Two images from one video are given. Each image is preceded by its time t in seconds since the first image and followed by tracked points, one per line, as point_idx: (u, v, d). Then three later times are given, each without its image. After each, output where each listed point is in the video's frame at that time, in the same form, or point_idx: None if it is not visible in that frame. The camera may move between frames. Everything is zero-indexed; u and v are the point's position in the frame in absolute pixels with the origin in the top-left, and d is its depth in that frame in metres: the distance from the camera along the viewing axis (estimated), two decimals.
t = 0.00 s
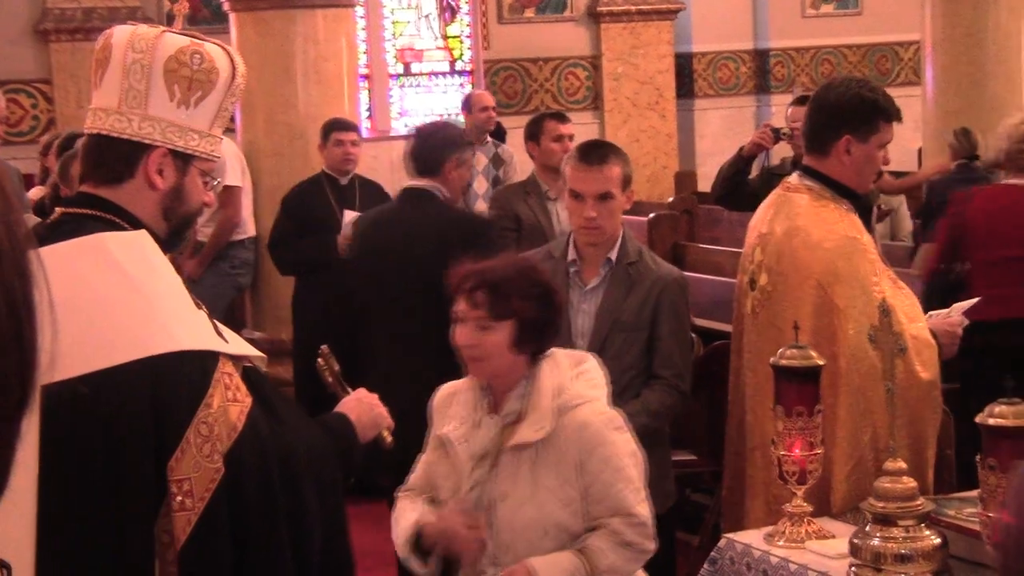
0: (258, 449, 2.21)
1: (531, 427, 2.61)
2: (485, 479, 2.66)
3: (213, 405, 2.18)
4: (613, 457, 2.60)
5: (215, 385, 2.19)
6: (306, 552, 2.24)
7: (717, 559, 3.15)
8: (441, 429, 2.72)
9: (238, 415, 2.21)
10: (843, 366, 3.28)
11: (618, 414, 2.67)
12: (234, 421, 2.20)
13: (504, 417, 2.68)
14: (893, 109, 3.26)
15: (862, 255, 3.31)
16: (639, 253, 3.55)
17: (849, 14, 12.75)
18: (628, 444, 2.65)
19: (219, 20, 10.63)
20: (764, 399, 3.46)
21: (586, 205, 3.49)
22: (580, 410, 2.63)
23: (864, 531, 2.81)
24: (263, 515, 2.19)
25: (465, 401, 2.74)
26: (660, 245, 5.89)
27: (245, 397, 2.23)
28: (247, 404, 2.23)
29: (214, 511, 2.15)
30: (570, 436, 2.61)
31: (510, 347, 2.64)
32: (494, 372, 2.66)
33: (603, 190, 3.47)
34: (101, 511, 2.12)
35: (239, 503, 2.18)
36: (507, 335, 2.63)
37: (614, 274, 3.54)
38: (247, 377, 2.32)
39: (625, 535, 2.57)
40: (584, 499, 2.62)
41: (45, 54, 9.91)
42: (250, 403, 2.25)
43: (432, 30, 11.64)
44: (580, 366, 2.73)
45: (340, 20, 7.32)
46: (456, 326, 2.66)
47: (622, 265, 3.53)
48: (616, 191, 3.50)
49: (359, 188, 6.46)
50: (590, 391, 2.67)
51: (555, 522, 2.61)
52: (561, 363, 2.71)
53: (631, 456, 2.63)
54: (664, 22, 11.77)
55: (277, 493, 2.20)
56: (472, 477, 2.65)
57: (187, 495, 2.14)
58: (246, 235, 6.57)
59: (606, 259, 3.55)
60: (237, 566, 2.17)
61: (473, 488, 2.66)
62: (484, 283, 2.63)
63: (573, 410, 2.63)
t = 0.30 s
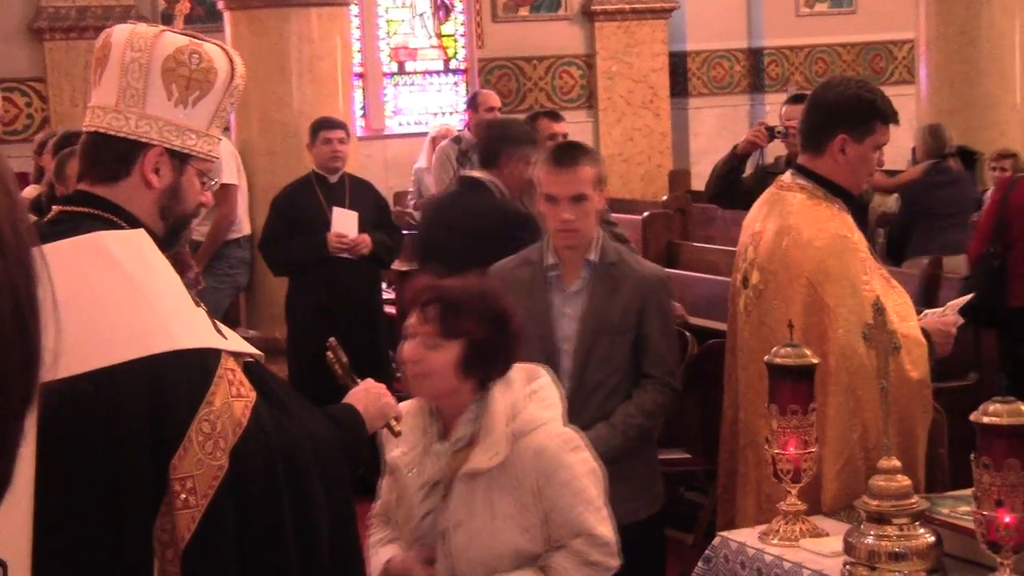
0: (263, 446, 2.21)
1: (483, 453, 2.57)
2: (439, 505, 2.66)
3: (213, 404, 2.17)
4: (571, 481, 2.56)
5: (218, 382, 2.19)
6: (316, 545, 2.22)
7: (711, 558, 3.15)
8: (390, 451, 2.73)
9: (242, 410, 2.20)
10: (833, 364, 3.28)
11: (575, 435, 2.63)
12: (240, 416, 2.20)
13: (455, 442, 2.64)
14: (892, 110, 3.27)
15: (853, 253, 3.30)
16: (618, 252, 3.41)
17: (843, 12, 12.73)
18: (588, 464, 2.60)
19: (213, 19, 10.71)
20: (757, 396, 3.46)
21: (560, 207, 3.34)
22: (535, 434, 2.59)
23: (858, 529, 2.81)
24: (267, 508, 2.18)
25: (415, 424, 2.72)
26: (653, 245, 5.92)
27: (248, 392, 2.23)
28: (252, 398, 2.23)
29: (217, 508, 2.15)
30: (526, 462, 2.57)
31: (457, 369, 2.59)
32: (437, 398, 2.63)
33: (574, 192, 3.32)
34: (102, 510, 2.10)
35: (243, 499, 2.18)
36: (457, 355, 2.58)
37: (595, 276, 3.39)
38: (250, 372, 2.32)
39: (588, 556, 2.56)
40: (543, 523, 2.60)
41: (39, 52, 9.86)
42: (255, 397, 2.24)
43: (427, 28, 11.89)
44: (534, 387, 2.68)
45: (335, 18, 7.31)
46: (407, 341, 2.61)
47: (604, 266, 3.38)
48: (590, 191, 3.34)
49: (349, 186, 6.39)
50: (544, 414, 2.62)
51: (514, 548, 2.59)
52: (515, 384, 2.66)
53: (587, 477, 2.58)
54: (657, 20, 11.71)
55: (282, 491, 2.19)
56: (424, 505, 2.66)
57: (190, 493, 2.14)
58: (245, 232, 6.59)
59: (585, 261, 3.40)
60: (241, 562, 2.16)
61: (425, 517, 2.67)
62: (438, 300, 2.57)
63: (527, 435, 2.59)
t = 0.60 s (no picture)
0: (256, 444, 2.21)
1: (448, 469, 2.61)
2: (407, 519, 2.70)
3: (204, 403, 2.17)
4: (540, 493, 2.63)
5: (208, 380, 2.19)
6: (309, 542, 2.22)
7: (700, 554, 3.15)
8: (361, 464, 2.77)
9: (232, 409, 2.20)
10: (820, 362, 3.28)
11: (545, 447, 2.69)
12: (229, 415, 2.20)
13: (422, 457, 2.69)
14: (882, 108, 3.28)
15: (839, 251, 3.31)
16: (576, 250, 3.40)
17: (831, 11, 12.74)
18: (556, 477, 2.68)
19: (201, 17, 10.80)
20: (746, 394, 3.46)
21: (512, 207, 3.32)
22: (504, 448, 2.65)
23: (847, 526, 2.81)
24: (260, 503, 2.18)
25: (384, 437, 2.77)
26: (642, 244, 5.93)
27: (238, 392, 2.23)
28: (242, 397, 2.23)
29: (208, 507, 2.16)
30: (494, 475, 2.63)
31: (420, 382, 2.65)
32: (407, 409, 2.67)
33: (526, 189, 3.31)
34: (100, 510, 2.11)
35: (235, 496, 2.18)
36: (419, 370, 2.65)
37: (554, 276, 3.38)
38: (241, 371, 2.31)
39: (559, 567, 2.62)
40: (514, 536, 2.64)
41: (27, 52, 9.82)
42: (244, 396, 2.24)
43: (416, 28, 11.89)
44: (502, 398, 2.77)
45: (323, 18, 7.31)
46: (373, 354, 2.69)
47: (562, 265, 3.37)
48: (540, 188, 3.33)
49: (337, 184, 6.39)
50: (512, 427, 2.68)
51: (484, 562, 2.63)
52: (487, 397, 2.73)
53: (557, 489, 2.65)
54: (646, 19, 11.77)
55: (276, 490, 2.19)
56: (393, 519, 2.70)
57: (180, 492, 2.14)
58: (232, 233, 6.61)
59: (544, 262, 3.39)
60: (234, 557, 2.17)
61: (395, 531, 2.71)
62: (403, 311, 2.66)
63: (495, 450, 2.65)
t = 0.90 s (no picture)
0: (226, 444, 2.20)
1: (421, 471, 2.63)
2: (383, 518, 2.72)
3: (173, 402, 2.17)
4: (514, 498, 2.64)
5: (176, 380, 2.19)
6: (281, 544, 2.23)
7: (674, 553, 3.16)
8: (339, 463, 2.80)
9: (201, 409, 2.20)
10: (793, 360, 3.30)
11: (521, 452, 2.70)
12: (197, 415, 2.20)
13: (397, 457, 2.70)
14: (858, 106, 3.28)
15: (815, 249, 3.32)
16: (542, 250, 3.41)
17: (807, 10, 12.79)
18: (532, 481, 2.69)
19: (177, 13, 11.02)
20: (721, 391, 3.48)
21: (478, 205, 3.31)
22: (478, 451, 2.66)
23: (820, 525, 2.83)
24: (227, 503, 2.18)
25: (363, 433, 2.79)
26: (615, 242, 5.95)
27: (207, 391, 2.23)
28: (211, 397, 2.23)
29: (175, 503, 2.16)
30: (468, 479, 2.64)
31: (397, 383, 2.64)
32: (381, 408, 2.66)
33: (492, 187, 3.30)
34: (84, 504, 2.09)
35: (201, 494, 2.18)
36: (395, 370, 2.63)
37: (521, 276, 3.38)
38: (211, 368, 2.31)
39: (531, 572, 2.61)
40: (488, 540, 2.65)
41: None
42: (213, 396, 2.24)
43: (393, 24, 11.98)
44: (482, 400, 2.76)
45: (300, 14, 7.31)
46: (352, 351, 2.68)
47: (529, 266, 3.37)
48: (506, 187, 3.32)
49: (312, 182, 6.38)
50: (488, 431, 2.68)
51: (459, 565, 2.64)
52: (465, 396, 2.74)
53: (533, 495, 2.65)
54: (623, 18, 11.87)
55: (244, 491, 2.19)
56: (370, 517, 2.72)
57: (146, 490, 2.14)
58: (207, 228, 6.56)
59: (511, 262, 3.39)
60: (199, 554, 2.17)
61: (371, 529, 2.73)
62: (379, 311, 2.62)
63: (469, 453, 2.66)
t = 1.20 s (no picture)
0: (207, 443, 2.20)
1: (424, 447, 2.62)
2: (383, 493, 2.72)
3: (156, 399, 2.17)
4: (511, 482, 2.61)
5: (159, 378, 2.18)
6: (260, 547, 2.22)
7: (657, 551, 3.16)
8: (348, 438, 2.80)
9: (183, 408, 2.20)
10: (778, 359, 3.31)
11: (524, 438, 2.67)
12: (179, 414, 2.19)
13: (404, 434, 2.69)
14: (842, 105, 3.29)
15: (798, 247, 3.32)
16: (540, 253, 3.41)
17: (792, 9, 12.79)
18: (533, 469, 2.65)
19: (161, 9, 11.01)
20: (704, 390, 3.48)
21: (475, 207, 3.32)
22: (481, 431, 2.65)
23: (804, 522, 2.83)
24: (208, 502, 2.17)
25: (374, 411, 2.78)
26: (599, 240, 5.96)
27: (189, 391, 2.22)
28: (192, 397, 2.22)
29: (159, 502, 2.15)
30: (467, 459, 2.62)
31: (400, 360, 2.65)
32: (391, 391, 2.68)
33: (490, 188, 3.32)
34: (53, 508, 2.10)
35: (181, 490, 2.17)
36: (396, 348, 2.65)
37: (518, 280, 3.38)
38: (194, 368, 2.30)
39: (519, 562, 2.58)
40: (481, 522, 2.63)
41: None
42: (195, 396, 2.24)
43: (378, 21, 11.99)
44: (490, 385, 2.76)
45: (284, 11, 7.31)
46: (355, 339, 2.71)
47: (525, 270, 3.37)
48: (505, 189, 3.34)
49: (296, 179, 6.39)
50: (492, 412, 2.67)
51: (451, 543, 2.63)
52: (470, 376, 2.73)
53: (532, 483, 2.62)
54: (608, 15, 11.90)
55: (223, 488, 2.18)
56: (370, 491, 2.72)
57: (129, 488, 2.13)
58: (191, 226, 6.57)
59: (506, 265, 3.39)
60: (181, 551, 2.15)
61: (372, 506, 2.73)
62: (372, 292, 2.66)
63: (470, 432, 2.65)
